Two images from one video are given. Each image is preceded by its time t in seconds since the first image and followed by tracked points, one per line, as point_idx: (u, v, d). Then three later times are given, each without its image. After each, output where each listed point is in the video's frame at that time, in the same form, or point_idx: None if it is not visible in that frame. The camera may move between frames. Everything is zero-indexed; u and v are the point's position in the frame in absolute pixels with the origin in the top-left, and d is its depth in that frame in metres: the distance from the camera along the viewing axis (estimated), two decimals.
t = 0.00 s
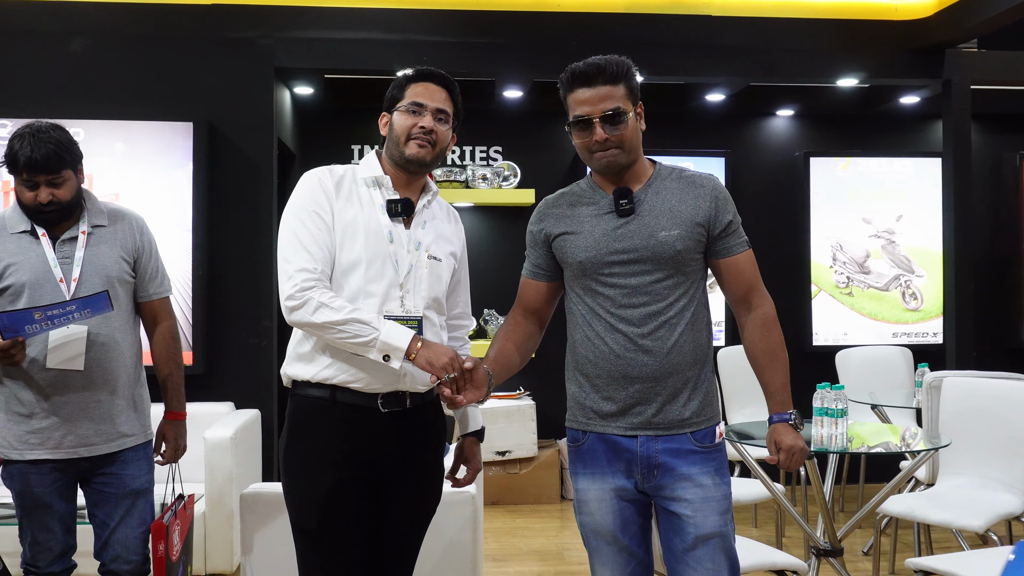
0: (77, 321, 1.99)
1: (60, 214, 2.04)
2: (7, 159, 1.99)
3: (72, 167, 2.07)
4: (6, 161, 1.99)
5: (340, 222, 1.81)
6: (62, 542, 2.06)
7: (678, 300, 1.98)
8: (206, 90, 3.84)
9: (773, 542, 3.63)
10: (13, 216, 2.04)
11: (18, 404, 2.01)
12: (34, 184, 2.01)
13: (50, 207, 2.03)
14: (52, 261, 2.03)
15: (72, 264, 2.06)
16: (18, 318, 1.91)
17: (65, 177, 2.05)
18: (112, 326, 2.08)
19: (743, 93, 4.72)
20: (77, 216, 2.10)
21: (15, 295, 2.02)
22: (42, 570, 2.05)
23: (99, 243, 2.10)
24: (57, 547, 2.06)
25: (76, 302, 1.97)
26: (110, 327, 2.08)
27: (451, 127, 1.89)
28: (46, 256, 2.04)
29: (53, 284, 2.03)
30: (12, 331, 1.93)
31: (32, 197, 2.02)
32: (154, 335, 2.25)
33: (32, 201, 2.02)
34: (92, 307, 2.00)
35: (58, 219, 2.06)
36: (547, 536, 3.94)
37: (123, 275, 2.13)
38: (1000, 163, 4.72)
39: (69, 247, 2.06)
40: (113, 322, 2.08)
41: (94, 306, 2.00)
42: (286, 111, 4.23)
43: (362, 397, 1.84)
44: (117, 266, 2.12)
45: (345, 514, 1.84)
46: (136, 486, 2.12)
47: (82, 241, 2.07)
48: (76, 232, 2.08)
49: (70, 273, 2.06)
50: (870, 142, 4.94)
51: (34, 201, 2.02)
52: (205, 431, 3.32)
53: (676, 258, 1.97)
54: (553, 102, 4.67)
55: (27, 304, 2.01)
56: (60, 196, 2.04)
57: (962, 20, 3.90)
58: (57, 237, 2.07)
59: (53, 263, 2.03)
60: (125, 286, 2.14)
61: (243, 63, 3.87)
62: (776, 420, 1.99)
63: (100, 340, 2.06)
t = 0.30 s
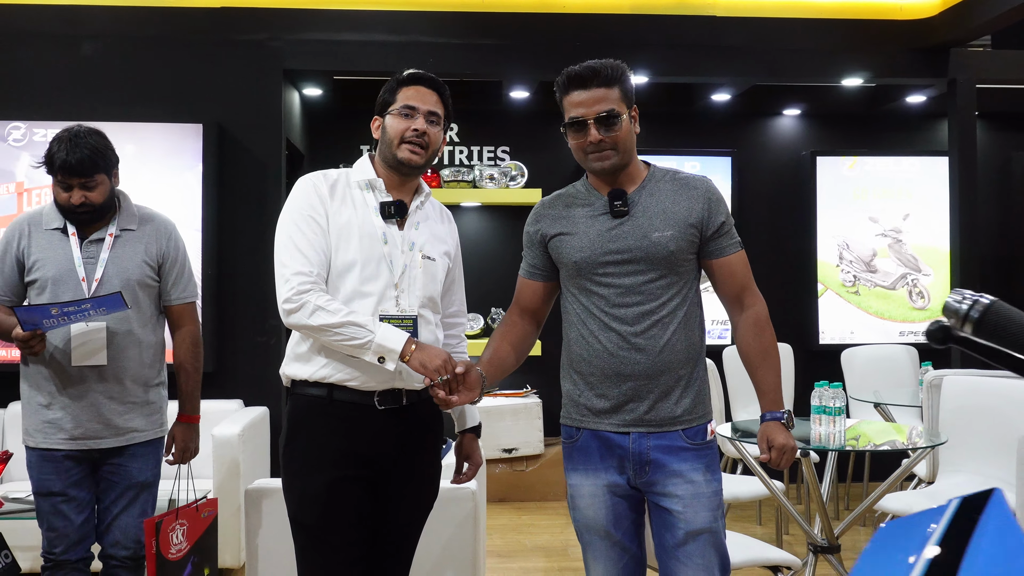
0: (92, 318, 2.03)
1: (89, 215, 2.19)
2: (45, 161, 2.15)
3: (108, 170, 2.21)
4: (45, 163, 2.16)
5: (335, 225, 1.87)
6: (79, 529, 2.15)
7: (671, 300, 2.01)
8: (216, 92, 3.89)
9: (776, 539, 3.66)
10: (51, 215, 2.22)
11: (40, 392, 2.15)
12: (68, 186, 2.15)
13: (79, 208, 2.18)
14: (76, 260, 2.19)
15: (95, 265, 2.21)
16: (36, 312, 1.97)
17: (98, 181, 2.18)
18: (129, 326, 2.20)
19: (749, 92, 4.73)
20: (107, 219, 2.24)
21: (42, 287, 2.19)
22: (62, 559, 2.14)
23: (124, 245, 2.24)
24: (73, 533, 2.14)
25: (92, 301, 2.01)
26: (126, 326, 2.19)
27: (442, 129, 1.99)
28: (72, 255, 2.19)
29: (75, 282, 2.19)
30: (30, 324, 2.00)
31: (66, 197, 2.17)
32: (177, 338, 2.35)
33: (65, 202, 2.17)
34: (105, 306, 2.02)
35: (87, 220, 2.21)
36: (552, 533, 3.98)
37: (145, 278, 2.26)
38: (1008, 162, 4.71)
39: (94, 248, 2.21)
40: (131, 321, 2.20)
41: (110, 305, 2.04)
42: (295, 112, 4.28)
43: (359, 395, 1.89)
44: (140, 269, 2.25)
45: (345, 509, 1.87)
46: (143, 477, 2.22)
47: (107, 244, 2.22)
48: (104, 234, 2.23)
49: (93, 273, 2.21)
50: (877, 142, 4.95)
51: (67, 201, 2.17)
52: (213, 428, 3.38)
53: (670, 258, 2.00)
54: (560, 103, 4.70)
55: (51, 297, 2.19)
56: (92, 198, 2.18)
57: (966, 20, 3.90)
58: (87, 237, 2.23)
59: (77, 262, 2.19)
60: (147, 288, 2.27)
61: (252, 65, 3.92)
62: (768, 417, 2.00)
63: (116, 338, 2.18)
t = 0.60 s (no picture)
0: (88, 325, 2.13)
1: (101, 217, 2.38)
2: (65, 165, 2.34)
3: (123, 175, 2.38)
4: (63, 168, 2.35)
5: (317, 223, 1.92)
6: (61, 517, 2.27)
7: (653, 296, 2.01)
8: (219, 91, 3.93)
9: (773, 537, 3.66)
10: (69, 214, 2.44)
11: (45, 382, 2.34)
12: (83, 191, 2.34)
13: (91, 210, 2.36)
14: (82, 259, 2.38)
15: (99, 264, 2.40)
16: (34, 316, 2.09)
17: (113, 188, 2.36)
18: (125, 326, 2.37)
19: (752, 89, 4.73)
20: (118, 224, 2.44)
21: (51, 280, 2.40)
22: (41, 547, 2.25)
23: (129, 250, 2.43)
24: (54, 520, 2.26)
25: (88, 311, 2.11)
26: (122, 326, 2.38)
27: (425, 126, 2.03)
28: (80, 253, 2.39)
29: (77, 280, 2.38)
30: (30, 326, 2.14)
31: (79, 199, 2.36)
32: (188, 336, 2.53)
33: (79, 204, 2.35)
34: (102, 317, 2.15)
35: (98, 223, 2.40)
36: (551, 529, 4.00)
37: (147, 282, 2.43)
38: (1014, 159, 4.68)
39: (100, 249, 2.40)
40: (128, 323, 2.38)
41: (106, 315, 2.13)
42: (298, 110, 4.31)
43: (342, 391, 1.93)
44: (141, 273, 2.42)
45: (322, 503, 1.93)
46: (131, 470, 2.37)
47: (113, 246, 2.41)
48: (112, 236, 2.42)
49: (95, 273, 2.39)
50: (881, 139, 4.94)
51: (81, 204, 2.36)
52: (213, 423, 3.42)
53: (652, 255, 2.00)
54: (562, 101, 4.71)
55: (56, 291, 2.39)
56: (106, 203, 2.36)
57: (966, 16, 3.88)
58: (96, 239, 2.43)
59: (82, 261, 2.38)
60: (148, 291, 2.44)
61: (253, 65, 3.95)
62: (748, 413, 2.00)
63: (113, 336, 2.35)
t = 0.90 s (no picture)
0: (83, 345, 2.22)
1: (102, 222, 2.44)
2: (67, 168, 2.38)
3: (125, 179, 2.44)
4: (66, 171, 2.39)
5: (299, 222, 1.95)
6: (42, 517, 2.33)
7: (636, 294, 1.99)
8: (220, 91, 3.96)
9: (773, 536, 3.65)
10: (62, 214, 2.46)
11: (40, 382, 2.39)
12: (87, 197, 2.40)
13: (93, 215, 2.42)
14: (77, 259, 2.40)
15: (95, 264, 2.42)
16: (31, 336, 2.18)
17: (116, 194, 2.43)
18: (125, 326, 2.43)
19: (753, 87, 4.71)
20: (113, 223, 2.48)
21: (45, 280, 2.42)
22: (20, 544, 2.31)
23: (125, 249, 2.47)
24: (36, 520, 2.32)
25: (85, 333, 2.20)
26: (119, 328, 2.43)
27: (407, 126, 2.05)
28: (74, 254, 2.41)
29: (74, 280, 2.40)
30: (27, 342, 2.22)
31: (82, 203, 2.41)
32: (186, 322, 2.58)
33: (82, 208, 2.42)
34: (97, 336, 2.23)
35: (96, 223, 2.45)
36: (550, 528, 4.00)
37: (143, 280, 2.48)
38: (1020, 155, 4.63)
39: (96, 249, 2.43)
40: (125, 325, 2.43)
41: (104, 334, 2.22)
42: (299, 110, 4.33)
43: (324, 389, 1.95)
44: (138, 272, 2.46)
45: (306, 502, 1.93)
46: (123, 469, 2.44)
47: (108, 246, 2.44)
48: (106, 236, 2.46)
49: (92, 272, 2.42)
50: (884, 136, 4.92)
51: (85, 208, 2.42)
52: (212, 422, 3.43)
53: (635, 253, 1.98)
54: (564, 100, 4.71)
55: (52, 291, 2.41)
56: (108, 209, 2.43)
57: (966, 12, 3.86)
58: (90, 237, 2.45)
59: (78, 261, 2.40)
60: (146, 288, 2.49)
61: (253, 65, 3.97)
62: (734, 411, 1.96)
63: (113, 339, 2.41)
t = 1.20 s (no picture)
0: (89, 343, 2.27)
1: (102, 219, 2.49)
2: (68, 167, 2.39)
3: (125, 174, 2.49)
4: (66, 169, 2.40)
5: (289, 217, 1.96)
6: (43, 512, 2.38)
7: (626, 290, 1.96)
8: (224, 89, 3.99)
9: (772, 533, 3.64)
10: (57, 210, 2.50)
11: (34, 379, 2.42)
12: (89, 196, 2.43)
13: (94, 213, 2.47)
14: (75, 255, 2.45)
15: (92, 260, 2.47)
16: (37, 330, 2.22)
17: (115, 193, 2.47)
18: (125, 321, 2.51)
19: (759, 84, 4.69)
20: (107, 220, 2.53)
21: (40, 276, 2.46)
22: (21, 540, 2.36)
23: (120, 245, 2.52)
24: (36, 517, 2.37)
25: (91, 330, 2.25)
26: (118, 323, 2.49)
27: (397, 122, 2.08)
28: (70, 250, 2.46)
29: (72, 276, 2.45)
30: (30, 337, 2.25)
31: (82, 201, 2.45)
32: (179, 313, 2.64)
33: (83, 205, 2.45)
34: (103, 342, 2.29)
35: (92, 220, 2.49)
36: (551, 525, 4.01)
37: (139, 276, 2.53)
38: None
39: (92, 245, 2.48)
40: (125, 320, 2.51)
41: (107, 334, 2.28)
42: (305, 107, 4.36)
43: (315, 383, 1.96)
44: (134, 268, 2.52)
45: (298, 496, 1.94)
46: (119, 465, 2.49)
47: (104, 243, 2.49)
48: (102, 233, 2.50)
49: (89, 269, 2.47)
50: (891, 133, 4.89)
51: (84, 205, 2.45)
52: (213, 417, 3.46)
53: (625, 249, 1.95)
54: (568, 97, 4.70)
55: (47, 287, 2.45)
56: (109, 206, 2.48)
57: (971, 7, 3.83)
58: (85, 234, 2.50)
59: (76, 257, 2.45)
60: (141, 283, 2.55)
61: (258, 63, 3.99)
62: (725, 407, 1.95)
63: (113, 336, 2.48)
